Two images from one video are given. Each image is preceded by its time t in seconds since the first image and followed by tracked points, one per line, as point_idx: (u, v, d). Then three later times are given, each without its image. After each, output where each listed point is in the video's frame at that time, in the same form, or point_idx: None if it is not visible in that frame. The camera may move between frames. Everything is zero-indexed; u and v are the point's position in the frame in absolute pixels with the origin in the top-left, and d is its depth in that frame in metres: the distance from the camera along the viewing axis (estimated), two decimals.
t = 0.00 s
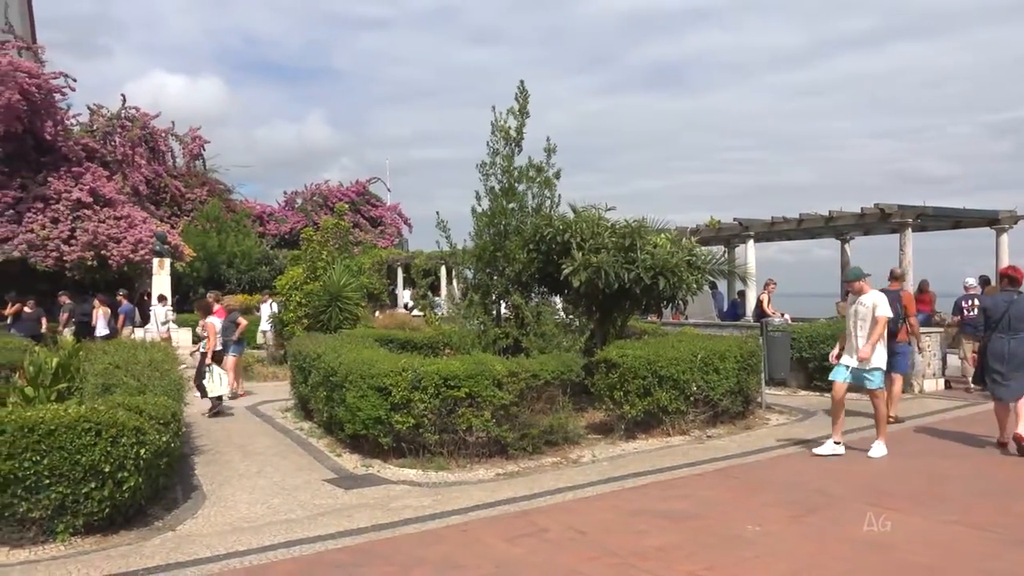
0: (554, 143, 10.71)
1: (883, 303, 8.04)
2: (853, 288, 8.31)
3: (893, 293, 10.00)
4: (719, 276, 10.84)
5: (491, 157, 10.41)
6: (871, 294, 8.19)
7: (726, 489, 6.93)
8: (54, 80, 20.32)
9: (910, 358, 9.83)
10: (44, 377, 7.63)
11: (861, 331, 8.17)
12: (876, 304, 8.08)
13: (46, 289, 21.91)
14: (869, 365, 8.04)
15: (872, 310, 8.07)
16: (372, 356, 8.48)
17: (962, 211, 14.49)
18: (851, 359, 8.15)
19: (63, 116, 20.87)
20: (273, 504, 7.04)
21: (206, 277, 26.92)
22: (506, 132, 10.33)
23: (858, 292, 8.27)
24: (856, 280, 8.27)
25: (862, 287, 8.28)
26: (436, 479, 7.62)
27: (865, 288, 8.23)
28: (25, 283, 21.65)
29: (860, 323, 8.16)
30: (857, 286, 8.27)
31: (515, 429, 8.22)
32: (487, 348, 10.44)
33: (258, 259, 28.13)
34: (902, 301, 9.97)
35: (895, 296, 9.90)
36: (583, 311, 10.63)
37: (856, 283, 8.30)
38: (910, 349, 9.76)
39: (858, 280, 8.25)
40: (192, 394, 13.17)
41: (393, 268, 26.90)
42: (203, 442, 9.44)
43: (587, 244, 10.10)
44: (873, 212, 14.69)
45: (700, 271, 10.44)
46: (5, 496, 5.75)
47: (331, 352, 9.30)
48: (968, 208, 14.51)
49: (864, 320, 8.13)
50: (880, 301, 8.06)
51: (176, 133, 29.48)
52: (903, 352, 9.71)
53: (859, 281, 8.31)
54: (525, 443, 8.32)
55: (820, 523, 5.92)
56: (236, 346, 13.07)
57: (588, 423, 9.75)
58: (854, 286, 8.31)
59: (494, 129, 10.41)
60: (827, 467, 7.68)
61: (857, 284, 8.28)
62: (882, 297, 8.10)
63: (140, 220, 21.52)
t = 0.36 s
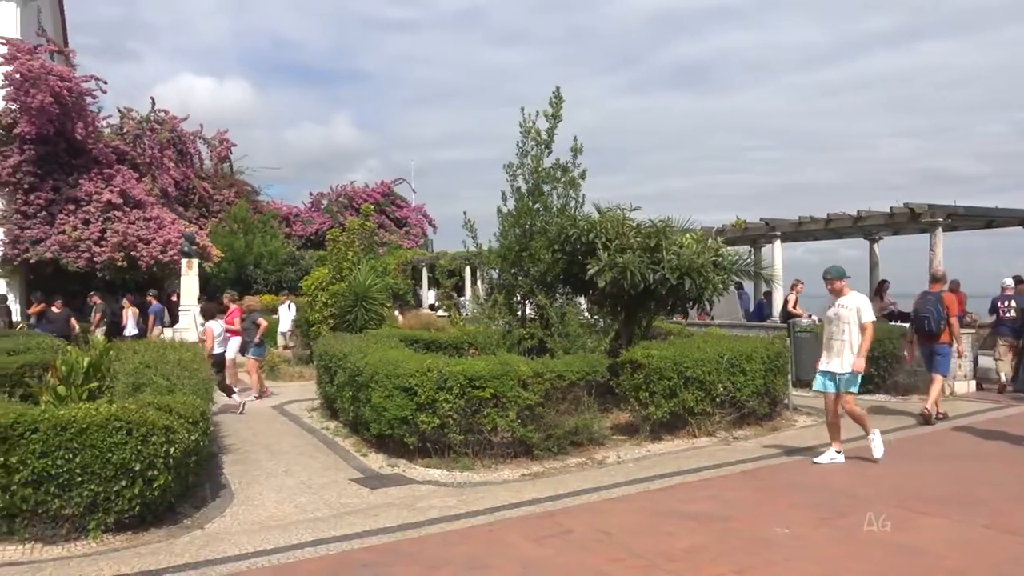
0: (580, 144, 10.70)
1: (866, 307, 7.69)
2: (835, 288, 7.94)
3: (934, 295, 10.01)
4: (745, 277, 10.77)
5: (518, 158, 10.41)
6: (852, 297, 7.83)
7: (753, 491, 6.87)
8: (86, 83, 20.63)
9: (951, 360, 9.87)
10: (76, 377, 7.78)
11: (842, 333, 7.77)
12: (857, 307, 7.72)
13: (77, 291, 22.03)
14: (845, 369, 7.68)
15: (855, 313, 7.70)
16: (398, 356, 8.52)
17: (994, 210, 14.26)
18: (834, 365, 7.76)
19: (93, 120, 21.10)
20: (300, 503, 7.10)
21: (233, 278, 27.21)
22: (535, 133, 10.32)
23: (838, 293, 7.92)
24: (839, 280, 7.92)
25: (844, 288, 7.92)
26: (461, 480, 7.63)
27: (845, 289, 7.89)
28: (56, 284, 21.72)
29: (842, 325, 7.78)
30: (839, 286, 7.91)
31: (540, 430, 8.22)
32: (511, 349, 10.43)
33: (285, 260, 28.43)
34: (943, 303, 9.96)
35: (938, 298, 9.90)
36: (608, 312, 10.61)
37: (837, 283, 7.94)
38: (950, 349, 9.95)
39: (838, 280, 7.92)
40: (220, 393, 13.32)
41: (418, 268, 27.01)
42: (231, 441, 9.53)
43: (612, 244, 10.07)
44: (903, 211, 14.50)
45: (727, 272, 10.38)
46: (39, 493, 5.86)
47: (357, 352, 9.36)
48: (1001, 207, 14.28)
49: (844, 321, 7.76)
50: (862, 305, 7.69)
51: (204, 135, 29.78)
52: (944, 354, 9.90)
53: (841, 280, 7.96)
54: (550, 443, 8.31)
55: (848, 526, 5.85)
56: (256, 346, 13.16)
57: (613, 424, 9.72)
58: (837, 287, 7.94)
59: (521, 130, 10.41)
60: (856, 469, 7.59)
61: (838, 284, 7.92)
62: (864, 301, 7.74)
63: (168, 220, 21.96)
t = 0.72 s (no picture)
0: (611, 145, 10.66)
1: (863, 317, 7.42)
2: (830, 292, 7.53)
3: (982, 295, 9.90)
4: (778, 278, 10.68)
5: (548, 159, 10.40)
6: (845, 305, 7.51)
7: (787, 494, 6.79)
8: (123, 87, 20.98)
9: (1001, 358, 9.85)
10: (115, 376, 7.93)
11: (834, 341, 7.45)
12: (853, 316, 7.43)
13: (113, 290, 22.36)
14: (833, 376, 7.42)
15: (852, 323, 7.42)
16: (429, 355, 8.55)
17: None
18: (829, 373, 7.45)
19: (130, 123, 21.46)
20: (332, 502, 7.15)
21: (266, 278, 27.53)
22: (566, 133, 10.31)
23: (832, 296, 7.54)
24: (835, 283, 7.48)
25: (838, 293, 7.54)
26: (492, 480, 7.64)
27: (840, 291, 7.52)
28: (92, 285, 22.09)
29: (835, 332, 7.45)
30: (836, 291, 7.51)
31: (571, 431, 8.20)
32: (542, 350, 10.40)
33: (317, 260, 28.70)
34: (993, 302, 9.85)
35: (987, 298, 9.80)
36: (639, 313, 10.56)
37: (833, 286, 7.52)
38: (1001, 347, 9.89)
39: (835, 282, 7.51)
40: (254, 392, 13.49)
41: (448, 269, 27.12)
42: (264, 440, 9.63)
43: (643, 244, 10.04)
44: (939, 210, 14.26)
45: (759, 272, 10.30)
46: (78, 490, 5.98)
47: (389, 352, 9.40)
48: None
49: (838, 330, 7.44)
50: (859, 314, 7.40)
51: (237, 138, 30.14)
52: (994, 353, 9.86)
53: (836, 282, 7.53)
54: (581, 444, 8.28)
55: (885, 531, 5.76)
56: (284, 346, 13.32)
57: (644, 426, 9.67)
58: (832, 291, 7.53)
59: (552, 131, 10.40)
60: (892, 472, 7.47)
61: (835, 287, 7.50)
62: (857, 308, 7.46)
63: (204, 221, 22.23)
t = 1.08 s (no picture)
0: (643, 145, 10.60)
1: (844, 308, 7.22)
2: (822, 286, 7.52)
3: None
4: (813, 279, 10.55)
5: (579, 159, 10.36)
6: (835, 299, 7.39)
7: (823, 497, 6.71)
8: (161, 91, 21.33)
9: None
10: (152, 374, 8.06)
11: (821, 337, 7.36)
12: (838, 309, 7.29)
13: (150, 291, 22.69)
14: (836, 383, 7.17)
15: (833, 315, 7.27)
16: (461, 356, 8.56)
17: None
18: (806, 371, 7.26)
19: (167, 126, 21.83)
20: (366, 501, 7.20)
21: (300, 279, 27.80)
22: (596, 133, 10.28)
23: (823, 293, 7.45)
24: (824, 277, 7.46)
25: (828, 287, 7.48)
26: (524, 481, 7.65)
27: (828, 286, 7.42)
28: (130, 285, 22.48)
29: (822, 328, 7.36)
30: (825, 284, 7.44)
31: (603, 432, 8.18)
32: (574, 350, 10.37)
33: (350, 261, 28.90)
34: None
35: None
36: (671, 313, 10.49)
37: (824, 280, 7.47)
38: None
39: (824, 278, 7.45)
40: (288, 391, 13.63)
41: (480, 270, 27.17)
42: (297, 439, 9.73)
43: (677, 246, 9.93)
44: (980, 210, 13.99)
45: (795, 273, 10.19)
46: (118, 486, 6.09)
47: (421, 352, 9.43)
48: None
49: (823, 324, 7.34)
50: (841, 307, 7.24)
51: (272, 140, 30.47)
52: None
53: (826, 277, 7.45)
54: (613, 446, 8.25)
55: (924, 536, 5.66)
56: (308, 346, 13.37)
57: (677, 427, 9.59)
58: (823, 285, 7.51)
59: (584, 131, 10.37)
60: (930, 476, 7.34)
61: (823, 280, 7.46)
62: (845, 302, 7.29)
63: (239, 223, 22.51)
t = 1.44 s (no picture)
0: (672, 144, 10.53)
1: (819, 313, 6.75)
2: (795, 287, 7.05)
3: None
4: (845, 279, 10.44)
5: (608, 159, 10.31)
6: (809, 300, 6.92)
7: (856, 501, 6.61)
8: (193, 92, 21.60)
9: None
10: (185, 372, 8.16)
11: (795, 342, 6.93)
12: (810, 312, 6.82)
13: (182, 289, 22.97)
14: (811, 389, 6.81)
15: (808, 319, 6.78)
16: (490, 355, 8.57)
17: None
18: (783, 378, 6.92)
19: (200, 127, 22.11)
20: (395, 499, 7.23)
21: (330, 278, 28.01)
22: (624, 133, 10.23)
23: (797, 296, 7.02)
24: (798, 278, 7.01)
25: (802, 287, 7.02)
26: (553, 480, 7.63)
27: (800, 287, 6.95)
28: (163, 284, 22.77)
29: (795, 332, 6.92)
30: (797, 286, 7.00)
31: (632, 433, 8.14)
32: (603, 351, 10.33)
33: (379, 261, 29.04)
34: None
35: None
36: (700, 313, 10.42)
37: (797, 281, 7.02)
38: None
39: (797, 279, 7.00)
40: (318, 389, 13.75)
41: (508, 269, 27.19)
42: (326, 437, 9.80)
43: (706, 245, 9.88)
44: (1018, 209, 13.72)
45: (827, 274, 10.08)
46: (152, 482, 6.17)
47: (449, 352, 9.45)
48: None
49: (797, 327, 6.89)
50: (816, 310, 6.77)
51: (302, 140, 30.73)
52: None
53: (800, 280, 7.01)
54: (642, 446, 8.21)
55: (960, 542, 5.56)
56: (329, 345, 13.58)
57: (707, 428, 9.51)
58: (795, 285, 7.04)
59: (614, 130, 10.32)
60: (965, 481, 7.21)
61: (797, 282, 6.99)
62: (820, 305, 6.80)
63: (270, 223, 22.71)
